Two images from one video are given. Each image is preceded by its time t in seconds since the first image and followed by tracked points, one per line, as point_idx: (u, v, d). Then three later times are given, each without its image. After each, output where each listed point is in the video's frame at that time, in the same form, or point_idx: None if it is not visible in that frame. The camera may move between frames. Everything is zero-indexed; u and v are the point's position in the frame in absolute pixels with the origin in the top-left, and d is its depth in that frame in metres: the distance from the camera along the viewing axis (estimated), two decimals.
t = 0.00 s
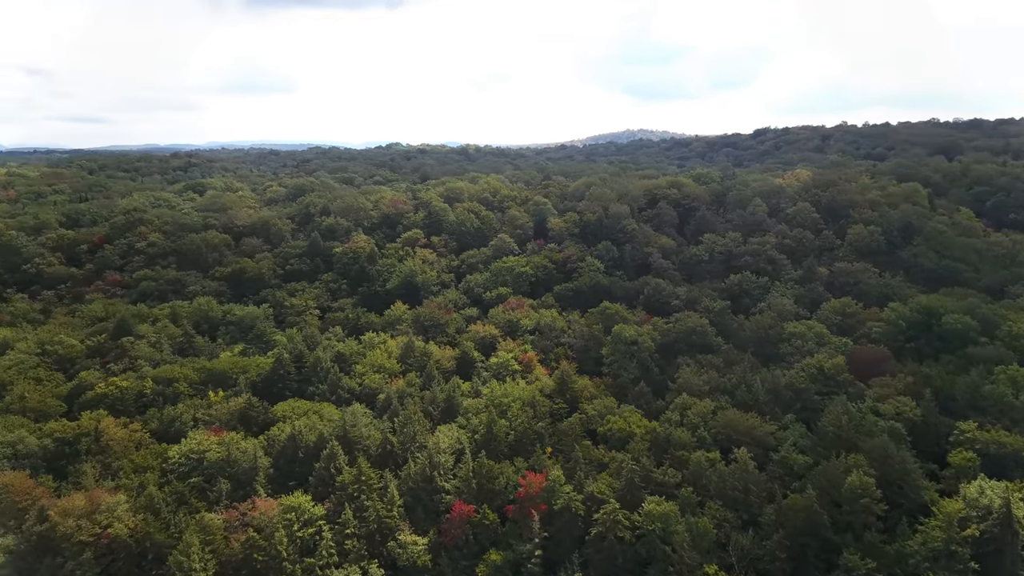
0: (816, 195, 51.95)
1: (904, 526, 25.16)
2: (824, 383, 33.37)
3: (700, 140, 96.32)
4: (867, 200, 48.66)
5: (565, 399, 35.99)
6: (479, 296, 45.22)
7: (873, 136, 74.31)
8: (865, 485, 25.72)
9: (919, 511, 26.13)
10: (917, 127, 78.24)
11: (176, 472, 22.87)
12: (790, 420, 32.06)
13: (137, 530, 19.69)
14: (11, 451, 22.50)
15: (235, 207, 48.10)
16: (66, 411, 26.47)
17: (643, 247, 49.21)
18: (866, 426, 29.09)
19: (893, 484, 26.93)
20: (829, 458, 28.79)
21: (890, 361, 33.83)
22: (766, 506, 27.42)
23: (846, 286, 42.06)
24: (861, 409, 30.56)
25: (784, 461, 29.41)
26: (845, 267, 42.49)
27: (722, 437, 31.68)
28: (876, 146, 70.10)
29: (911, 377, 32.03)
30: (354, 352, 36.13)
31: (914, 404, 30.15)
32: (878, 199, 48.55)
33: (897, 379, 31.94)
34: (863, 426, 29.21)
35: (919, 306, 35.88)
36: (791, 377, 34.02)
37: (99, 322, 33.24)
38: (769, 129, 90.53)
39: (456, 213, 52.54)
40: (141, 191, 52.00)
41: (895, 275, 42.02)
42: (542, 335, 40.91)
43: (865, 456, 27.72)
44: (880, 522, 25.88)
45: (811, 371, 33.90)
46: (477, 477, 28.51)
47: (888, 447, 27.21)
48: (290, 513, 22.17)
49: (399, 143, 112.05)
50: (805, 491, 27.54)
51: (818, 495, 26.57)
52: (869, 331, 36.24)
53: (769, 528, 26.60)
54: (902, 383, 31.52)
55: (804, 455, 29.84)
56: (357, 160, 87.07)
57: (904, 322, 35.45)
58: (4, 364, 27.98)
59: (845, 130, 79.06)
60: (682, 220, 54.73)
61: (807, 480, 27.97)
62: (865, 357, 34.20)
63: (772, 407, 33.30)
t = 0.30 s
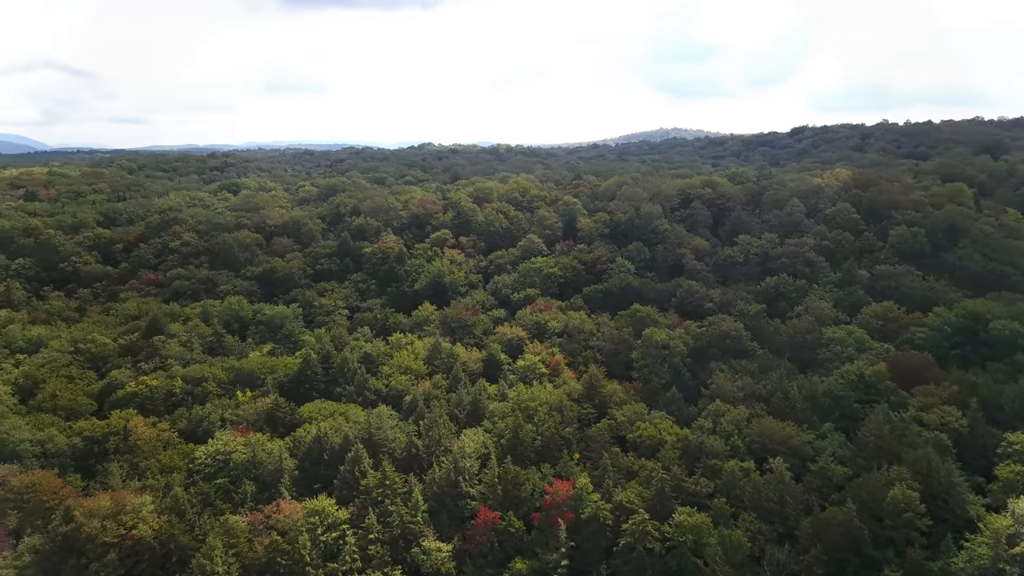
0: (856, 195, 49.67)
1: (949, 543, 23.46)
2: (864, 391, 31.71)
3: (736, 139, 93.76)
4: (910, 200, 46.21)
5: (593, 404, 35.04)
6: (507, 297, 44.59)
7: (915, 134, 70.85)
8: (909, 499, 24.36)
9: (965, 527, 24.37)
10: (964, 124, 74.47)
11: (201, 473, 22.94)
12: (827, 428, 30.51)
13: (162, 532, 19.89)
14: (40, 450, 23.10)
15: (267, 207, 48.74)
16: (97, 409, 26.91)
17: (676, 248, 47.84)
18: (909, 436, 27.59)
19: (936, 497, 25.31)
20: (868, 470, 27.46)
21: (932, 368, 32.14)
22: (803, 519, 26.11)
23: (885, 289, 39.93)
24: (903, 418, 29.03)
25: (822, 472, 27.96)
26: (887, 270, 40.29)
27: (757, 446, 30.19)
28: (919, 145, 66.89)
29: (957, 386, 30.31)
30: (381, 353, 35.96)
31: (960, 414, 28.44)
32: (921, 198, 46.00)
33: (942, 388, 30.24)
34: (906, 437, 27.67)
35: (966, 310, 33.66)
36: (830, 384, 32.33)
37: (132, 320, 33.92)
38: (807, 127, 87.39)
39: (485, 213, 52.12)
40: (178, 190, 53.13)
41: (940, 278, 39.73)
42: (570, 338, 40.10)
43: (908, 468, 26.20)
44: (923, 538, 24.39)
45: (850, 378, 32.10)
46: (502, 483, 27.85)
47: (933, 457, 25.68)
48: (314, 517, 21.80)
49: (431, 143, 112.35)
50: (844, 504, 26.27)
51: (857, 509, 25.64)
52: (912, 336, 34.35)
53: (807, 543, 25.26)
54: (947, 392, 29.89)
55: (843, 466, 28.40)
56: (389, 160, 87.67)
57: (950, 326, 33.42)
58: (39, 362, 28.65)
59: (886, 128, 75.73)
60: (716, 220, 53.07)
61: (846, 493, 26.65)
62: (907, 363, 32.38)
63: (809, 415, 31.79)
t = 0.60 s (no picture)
0: (899, 195, 47.19)
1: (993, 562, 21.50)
2: (906, 400, 29.92)
3: (772, 137, 90.78)
4: (955, 201, 43.63)
5: (623, 409, 34.00)
6: (535, 299, 43.84)
7: (957, 133, 67.42)
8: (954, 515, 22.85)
9: (1016, 546, 22.48)
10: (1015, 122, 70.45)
11: (227, 474, 22.97)
12: (867, 438, 28.98)
13: (186, 535, 20.08)
14: (69, 448, 23.56)
15: (299, 207, 49.27)
16: (126, 409, 27.29)
17: (710, 249, 46.36)
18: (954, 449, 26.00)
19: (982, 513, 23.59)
20: (910, 484, 26.10)
21: (978, 378, 29.98)
22: (842, 533, 24.79)
23: (927, 293, 37.64)
24: (948, 429, 27.43)
25: (861, 482, 26.52)
26: (931, 272, 37.91)
27: (794, 456, 28.65)
28: (963, 144, 63.50)
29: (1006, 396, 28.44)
30: (408, 354, 35.72)
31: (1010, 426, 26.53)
32: (966, 198, 43.39)
33: (989, 398, 28.39)
34: (951, 449, 26.06)
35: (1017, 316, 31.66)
36: (871, 392, 30.53)
37: (165, 319, 34.54)
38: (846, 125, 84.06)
39: (514, 213, 51.61)
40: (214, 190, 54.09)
41: (989, 282, 37.29)
42: (600, 341, 39.15)
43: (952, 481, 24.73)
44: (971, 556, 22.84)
45: (893, 387, 30.32)
46: (529, 490, 27.15)
47: (982, 471, 24.06)
48: (337, 520, 21.51)
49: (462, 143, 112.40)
50: (887, 519, 24.84)
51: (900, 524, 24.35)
52: (958, 342, 32.27)
53: (848, 560, 23.98)
54: (994, 402, 28.11)
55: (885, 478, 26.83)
56: (420, 160, 88.08)
57: (998, 334, 31.39)
58: (72, 360, 29.33)
59: (930, 127, 72.19)
60: (751, 221, 51.22)
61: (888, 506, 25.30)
62: (952, 371, 30.36)
63: (848, 424, 30.20)
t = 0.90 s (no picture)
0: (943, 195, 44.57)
1: None
2: (952, 409, 28.19)
3: (812, 136, 87.64)
4: (1004, 202, 41.11)
5: (654, 415, 32.89)
6: (564, 301, 42.95)
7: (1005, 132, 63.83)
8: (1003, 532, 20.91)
9: None
10: None
11: (253, 475, 23.06)
12: (911, 448, 27.38)
13: (210, 537, 20.12)
14: (98, 447, 23.99)
15: (330, 207, 49.69)
16: (156, 408, 27.63)
17: (746, 251, 44.72)
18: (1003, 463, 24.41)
19: None
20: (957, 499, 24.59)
21: None
22: (884, 550, 23.38)
23: (975, 298, 35.49)
24: (997, 441, 25.73)
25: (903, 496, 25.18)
26: (978, 275, 35.69)
27: (833, 467, 27.21)
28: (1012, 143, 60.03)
29: None
30: (436, 355, 35.41)
31: None
32: (1017, 199, 40.80)
33: None
34: (1001, 464, 24.46)
35: None
36: (914, 401, 28.85)
37: (197, 317, 35.15)
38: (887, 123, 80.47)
39: (544, 213, 50.94)
40: (248, 190, 54.98)
41: None
42: (630, 345, 38.12)
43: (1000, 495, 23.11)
44: None
45: (938, 397, 28.65)
46: (556, 498, 26.30)
47: None
48: (361, 525, 21.28)
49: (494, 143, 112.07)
50: (931, 535, 23.25)
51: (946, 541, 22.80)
52: (1008, 349, 30.24)
53: None
54: None
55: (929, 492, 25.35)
56: (452, 160, 88.22)
57: None
58: (105, 358, 29.99)
59: (976, 126, 68.51)
60: (789, 221, 49.19)
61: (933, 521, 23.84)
62: (1001, 381, 28.56)
63: (891, 434, 28.52)
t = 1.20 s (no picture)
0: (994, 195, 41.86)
1: None
2: (1001, 420, 26.26)
3: (853, 134, 84.36)
4: None
5: (686, 423, 31.71)
6: (594, 303, 42.04)
7: None
8: None
9: None
10: None
11: (279, 478, 23.14)
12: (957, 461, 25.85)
13: (234, 540, 20.14)
14: (129, 447, 24.45)
15: (362, 207, 50.03)
16: (186, 407, 27.96)
17: (783, 252, 42.85)
18: None
19: None
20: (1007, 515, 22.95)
21: None
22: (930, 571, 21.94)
23: None
24: None
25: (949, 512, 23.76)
26: None
27: (875, 480, 25.74)
28: None
29: None
30: (463, 357, 35.05)
31: None
32: None
33: None
34: None
35: None
36: (961, 410, 27.10)
37: (229, 317, 35.77)
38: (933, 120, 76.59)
39: (575, 213, 50.13)
40: (282, 190, 55.82)
41: None
42: (662, 349, 36.93)
43: None
44: None
45: (986, 407, 26.76)
46: (584, 507, 25.34)
47: None
48: (385, 530, 20.98)
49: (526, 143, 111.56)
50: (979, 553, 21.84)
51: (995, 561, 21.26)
52: None
53: None
54: None
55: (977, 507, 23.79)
56: (483, 159, 88.02)
57: None
58: (138, 357, 30.67)
59: None
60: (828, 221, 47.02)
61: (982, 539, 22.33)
62: None
63: (936, 447, 26.93)
